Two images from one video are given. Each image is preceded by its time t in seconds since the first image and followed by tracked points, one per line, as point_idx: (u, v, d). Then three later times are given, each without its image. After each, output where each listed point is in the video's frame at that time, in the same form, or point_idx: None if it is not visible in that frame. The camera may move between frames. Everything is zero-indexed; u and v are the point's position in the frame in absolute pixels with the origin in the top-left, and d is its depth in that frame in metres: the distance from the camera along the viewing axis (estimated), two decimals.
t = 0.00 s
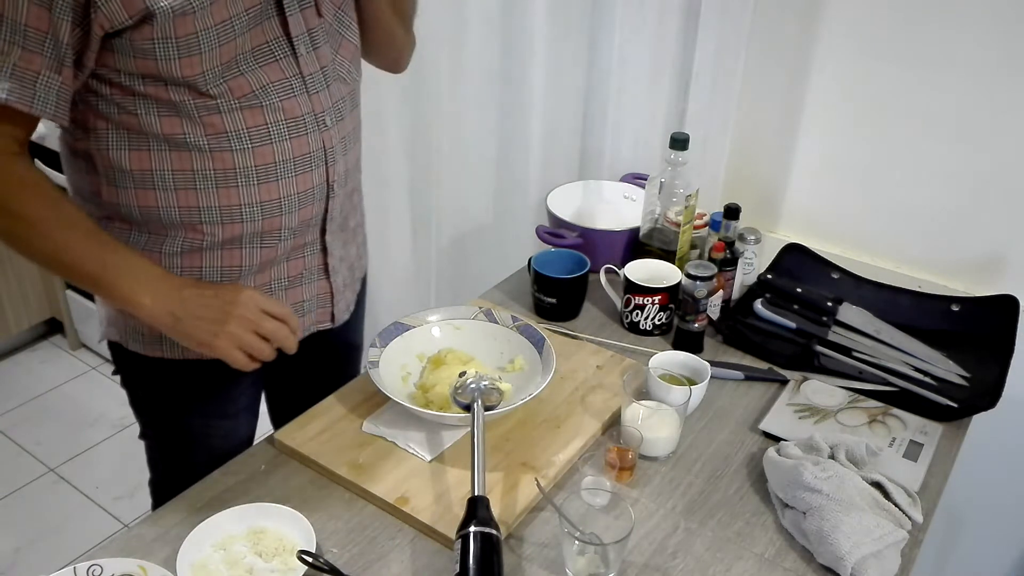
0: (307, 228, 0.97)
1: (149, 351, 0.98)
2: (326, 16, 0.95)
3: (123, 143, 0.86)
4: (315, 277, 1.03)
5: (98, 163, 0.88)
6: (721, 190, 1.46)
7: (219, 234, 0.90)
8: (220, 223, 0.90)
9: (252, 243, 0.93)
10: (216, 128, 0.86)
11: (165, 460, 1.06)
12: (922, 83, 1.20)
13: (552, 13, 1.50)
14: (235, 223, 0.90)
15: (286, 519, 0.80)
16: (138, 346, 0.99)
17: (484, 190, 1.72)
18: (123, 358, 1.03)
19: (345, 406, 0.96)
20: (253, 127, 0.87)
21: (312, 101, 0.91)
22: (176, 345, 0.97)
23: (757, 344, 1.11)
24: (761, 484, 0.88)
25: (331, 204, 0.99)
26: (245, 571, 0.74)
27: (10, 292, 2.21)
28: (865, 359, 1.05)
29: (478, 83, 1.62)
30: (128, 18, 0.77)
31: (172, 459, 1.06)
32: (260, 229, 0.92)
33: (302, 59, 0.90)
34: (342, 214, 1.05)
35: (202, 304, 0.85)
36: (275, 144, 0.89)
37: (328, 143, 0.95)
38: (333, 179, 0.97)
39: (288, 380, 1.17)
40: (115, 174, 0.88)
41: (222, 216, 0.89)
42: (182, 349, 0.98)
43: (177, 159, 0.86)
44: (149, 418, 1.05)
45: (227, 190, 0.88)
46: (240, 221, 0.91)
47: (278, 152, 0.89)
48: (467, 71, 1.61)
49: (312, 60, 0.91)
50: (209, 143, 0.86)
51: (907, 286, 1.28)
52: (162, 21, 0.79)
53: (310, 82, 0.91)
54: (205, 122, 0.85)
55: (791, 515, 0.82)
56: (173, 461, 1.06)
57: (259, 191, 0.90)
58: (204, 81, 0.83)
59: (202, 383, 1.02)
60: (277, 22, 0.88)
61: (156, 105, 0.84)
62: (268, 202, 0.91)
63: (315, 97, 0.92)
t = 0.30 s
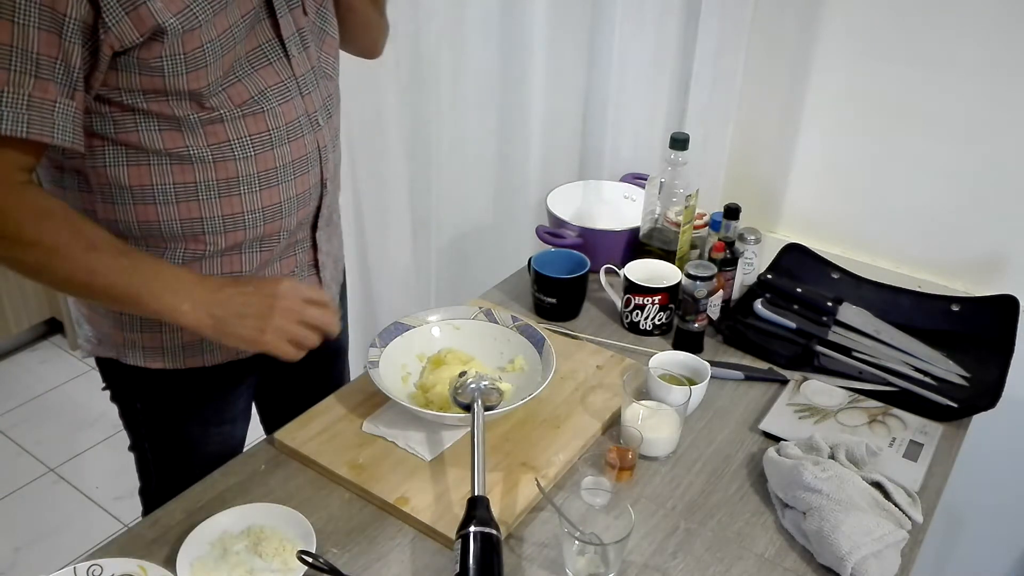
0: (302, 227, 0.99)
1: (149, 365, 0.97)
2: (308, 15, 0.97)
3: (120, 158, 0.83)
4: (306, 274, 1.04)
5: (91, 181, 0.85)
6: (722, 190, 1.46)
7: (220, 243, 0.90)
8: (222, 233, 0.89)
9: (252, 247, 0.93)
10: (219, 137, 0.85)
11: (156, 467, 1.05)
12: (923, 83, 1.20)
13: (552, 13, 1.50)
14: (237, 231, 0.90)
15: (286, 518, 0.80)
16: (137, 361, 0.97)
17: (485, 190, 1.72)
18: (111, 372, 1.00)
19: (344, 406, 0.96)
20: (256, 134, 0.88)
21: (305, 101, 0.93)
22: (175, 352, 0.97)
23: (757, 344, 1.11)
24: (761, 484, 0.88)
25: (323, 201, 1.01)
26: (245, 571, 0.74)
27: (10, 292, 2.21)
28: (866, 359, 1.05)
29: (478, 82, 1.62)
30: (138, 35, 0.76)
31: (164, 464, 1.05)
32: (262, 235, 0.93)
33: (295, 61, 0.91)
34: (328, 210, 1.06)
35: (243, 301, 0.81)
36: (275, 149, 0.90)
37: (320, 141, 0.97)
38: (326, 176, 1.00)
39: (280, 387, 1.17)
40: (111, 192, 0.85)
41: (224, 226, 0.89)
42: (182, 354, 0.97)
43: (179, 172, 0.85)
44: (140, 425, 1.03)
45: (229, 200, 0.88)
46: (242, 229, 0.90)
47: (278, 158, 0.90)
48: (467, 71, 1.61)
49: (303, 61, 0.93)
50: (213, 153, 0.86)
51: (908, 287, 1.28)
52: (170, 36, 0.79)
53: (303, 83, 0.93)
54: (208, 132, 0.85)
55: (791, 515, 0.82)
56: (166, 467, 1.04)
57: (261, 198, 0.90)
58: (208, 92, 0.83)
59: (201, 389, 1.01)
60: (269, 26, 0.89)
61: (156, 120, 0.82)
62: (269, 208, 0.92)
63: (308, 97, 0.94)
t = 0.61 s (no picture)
0: (293, 232, 0.98)
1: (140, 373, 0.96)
2: (304, 16, 0.95)
3: (109, 166, 0.83)
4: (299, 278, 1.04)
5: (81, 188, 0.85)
6: (722, 190, 1.46)
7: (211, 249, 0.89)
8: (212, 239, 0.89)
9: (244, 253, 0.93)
10: (207, 143, 0.84)
11: (156, 467, 1.04)
12: (927, 83, 1.20)
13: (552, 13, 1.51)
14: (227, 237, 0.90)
15: (286, 519, 0.80)
16: (125, 367, 0.95)
17: (485, 190, 1.72)
18: (103, 380, 0.99)
19: (344, 406, 0.96)
20: (245, 138, 0.86)
21: (295, 104, 0.92)
22: (166, 360, 0.96)
23: (757, 344, 1.11)
24: (761, 484, 0.88)
25: (315, 206, 1.00)
26: (245, 571, 0.74)
27: (10, 292, 2.21)
28: (866, 359, 1.06)
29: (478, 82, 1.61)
30: (132, 35, 0.74)
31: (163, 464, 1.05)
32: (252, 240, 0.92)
33: (284, 63, 0.89)
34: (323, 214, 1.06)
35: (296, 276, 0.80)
36: (264, 153, 0.88)
37: (310, 144, 0.95)
38: (317, 181, 0.98)
39: (280, 388, 1.16)
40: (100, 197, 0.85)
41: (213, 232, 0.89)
42: (173, 363, 0.96)
43: (166, 178, 0.84)
44: (137, 428, 1.02)
45: (218, 205, 0.87)
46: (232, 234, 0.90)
47: (268, 162, 0.89)
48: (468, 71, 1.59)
49: (293, 63, 0.91)
50: (201, 158, 0.84)
51: (908, 286, 1.28)
52: (163, 39, 0.77)
53: (293, 85, 0.91)
54: (195, 137, 0.84)
55: (791, 515, 0.82)
56: (165, 467, 1.04)
57: (250, 202, 0.89)
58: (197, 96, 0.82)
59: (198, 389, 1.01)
60: (258, 27, 0.87)
61: (143, 129, 0.81)
62: (259, 212, 0.91)
63: (297, 100, 0.92)
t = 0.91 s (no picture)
0: (294, 238, 0.97)
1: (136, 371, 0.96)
2: (309, 24, 0.94)
3: (105, 162, 0.83)
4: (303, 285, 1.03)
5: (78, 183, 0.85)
6: (722, 190, 1.46)
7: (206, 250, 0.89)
8: (207, 239, 0.88)
9: (240, 256, 0.92)
10: (202, 142, 0.84)
11: (156, 467, 1.04)
12: (927, 83, 1.20)
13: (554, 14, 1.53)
14: (223, 238, 0.89)
15: (286, 518, 0.80)
16: (121, 365, 0.96)
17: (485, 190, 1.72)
18: (103, 376, 1.00)
19: (344, 406, 0.96)
20: (240, 140, 0.86)
21: (297, 110, 0.90)
22: (163, 359, 0.96)
23: (757, 344, 1.11)
24: (761, 484, 0.88)
25: (317, 213, 0.99)
26: (245, 571, 0.74)
27: (10, 292, 2.21)
28: (865, 359, 1.06)
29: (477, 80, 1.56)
30: (120, 28, 0.73)
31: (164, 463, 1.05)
32: (248, 242, 0.91)
33: (285, 69, 0.88)
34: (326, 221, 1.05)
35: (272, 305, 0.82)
36: (261, 155, 0.88)
37: (313, 150, 0.94)
38: (318, 188, 0.97)
39: (279, 390, 1.15)
40: (96, 193, 0.85)
41: (208, 232, 0.88)
42: (169, 363, 0.96)
43: (162, 175, 0.84)
44: (138, 427, 1.02)
45: (213, 206, 0.87)
46: (227, 235, 0.89)
47: (265, 165, 0.89)
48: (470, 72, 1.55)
49: (295, 69, 0.90)
50: (196, 158, 0.84)
51: (907, 287, 1.29)
52: (152, 36, 0.76)
53: (294, 91, 0.90)
54: (190, 136, 0.83)
55: (791, 515, 0.82)
56: (166, 467, 1.04)
57: (246, 205, 0.89)
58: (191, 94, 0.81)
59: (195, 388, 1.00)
60: (259, 32, 0.86)
61: (138, 125, 0.81)
62: (255, 215, 0.90)
63: (299, 107, 0.91)
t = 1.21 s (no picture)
0: (290, 242, 0.97)
1: (126, 359, 0.96)
2: (330, 33, 0.93)
3: (108, 150, 0.83)
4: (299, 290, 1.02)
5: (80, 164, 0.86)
6: (722, 190, 1.46)
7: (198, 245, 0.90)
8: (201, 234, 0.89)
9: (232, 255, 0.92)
10: (204, 138, 0.84)
11: (156, 467, 1.04)
12: (928, 82, 1.20)
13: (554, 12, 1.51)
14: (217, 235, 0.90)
15: (286, 518, 0.80)
16: (113, 350, 0.96)
17: (485, 190, 1.72)
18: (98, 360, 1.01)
19: (344, 406, 0.96)
20: (243, 141, 0.86)
21: (303, 116, 0.90)
22: (152, 350, 0.96)
23: (757, 344, 1.11)
24: (761, 484, 0.88)
25: (316, 219, 0.98)
26: (245, 571, 0.74)
27: (10, 292, 2.21)
28: (866, 359, 1.06)
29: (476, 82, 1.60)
30: (138, 16, 0.73)
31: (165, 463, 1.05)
32: (242, 241, 0.91)
33: (296, 75, 0.88)
34: (326, 226, 1.05)
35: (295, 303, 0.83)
36: (261, 158, 0.88)
37: (316, 157, 0.94)
38: (319, 195, 0.96)
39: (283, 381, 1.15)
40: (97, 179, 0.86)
41: (203, 227, 0.89)
42: (158, 354, 0.96)
43: (161, 168, 0.84)
44: (139, 422, 1.03)
45: (210, 203, 0.88)
46: (221, 232, 0.90)
47: (265, 167, 0.88)
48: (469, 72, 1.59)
49: (306, 76, 0.89)
50: (196, 154, 0.84)
51: (907, 286, 1.29)
52: (167, 25, 0.75)
53: (303, 97, 0.89)
54: (193, 131, 0.83)
55: (791, 515, 0.82)
56: (165, 467, 1.04)
57: (243, 205, 0.89)
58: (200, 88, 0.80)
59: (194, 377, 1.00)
60: (275, 35, 0.86)
61: (145, 116, 0.81)
62: (251, 216, 0.90)
63: (306, 113, 0.90)
